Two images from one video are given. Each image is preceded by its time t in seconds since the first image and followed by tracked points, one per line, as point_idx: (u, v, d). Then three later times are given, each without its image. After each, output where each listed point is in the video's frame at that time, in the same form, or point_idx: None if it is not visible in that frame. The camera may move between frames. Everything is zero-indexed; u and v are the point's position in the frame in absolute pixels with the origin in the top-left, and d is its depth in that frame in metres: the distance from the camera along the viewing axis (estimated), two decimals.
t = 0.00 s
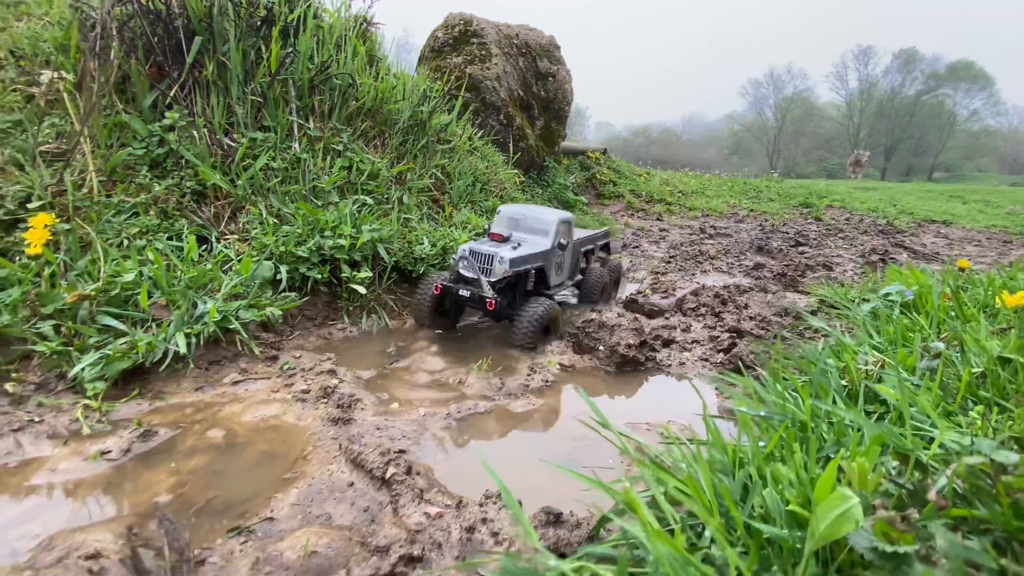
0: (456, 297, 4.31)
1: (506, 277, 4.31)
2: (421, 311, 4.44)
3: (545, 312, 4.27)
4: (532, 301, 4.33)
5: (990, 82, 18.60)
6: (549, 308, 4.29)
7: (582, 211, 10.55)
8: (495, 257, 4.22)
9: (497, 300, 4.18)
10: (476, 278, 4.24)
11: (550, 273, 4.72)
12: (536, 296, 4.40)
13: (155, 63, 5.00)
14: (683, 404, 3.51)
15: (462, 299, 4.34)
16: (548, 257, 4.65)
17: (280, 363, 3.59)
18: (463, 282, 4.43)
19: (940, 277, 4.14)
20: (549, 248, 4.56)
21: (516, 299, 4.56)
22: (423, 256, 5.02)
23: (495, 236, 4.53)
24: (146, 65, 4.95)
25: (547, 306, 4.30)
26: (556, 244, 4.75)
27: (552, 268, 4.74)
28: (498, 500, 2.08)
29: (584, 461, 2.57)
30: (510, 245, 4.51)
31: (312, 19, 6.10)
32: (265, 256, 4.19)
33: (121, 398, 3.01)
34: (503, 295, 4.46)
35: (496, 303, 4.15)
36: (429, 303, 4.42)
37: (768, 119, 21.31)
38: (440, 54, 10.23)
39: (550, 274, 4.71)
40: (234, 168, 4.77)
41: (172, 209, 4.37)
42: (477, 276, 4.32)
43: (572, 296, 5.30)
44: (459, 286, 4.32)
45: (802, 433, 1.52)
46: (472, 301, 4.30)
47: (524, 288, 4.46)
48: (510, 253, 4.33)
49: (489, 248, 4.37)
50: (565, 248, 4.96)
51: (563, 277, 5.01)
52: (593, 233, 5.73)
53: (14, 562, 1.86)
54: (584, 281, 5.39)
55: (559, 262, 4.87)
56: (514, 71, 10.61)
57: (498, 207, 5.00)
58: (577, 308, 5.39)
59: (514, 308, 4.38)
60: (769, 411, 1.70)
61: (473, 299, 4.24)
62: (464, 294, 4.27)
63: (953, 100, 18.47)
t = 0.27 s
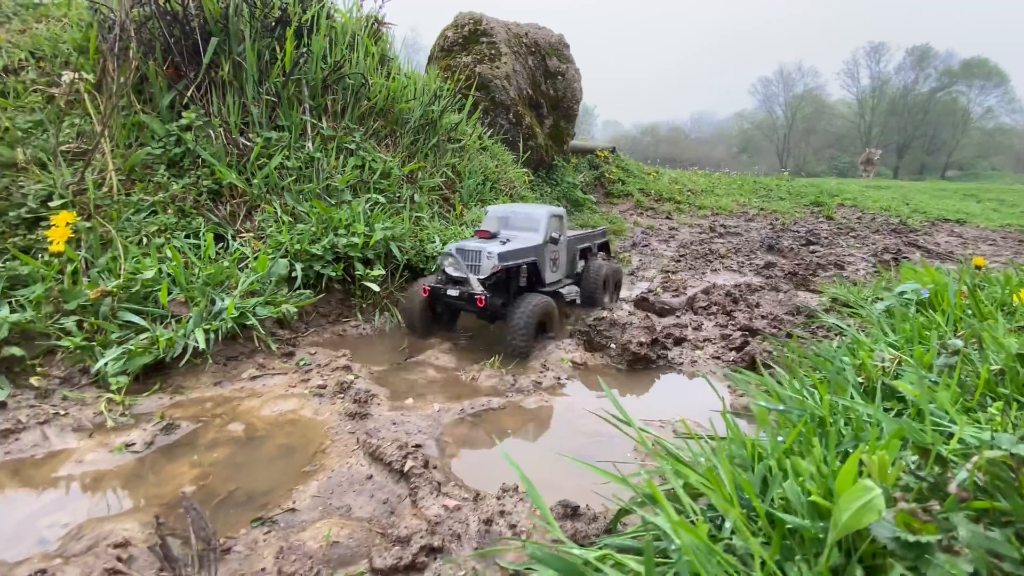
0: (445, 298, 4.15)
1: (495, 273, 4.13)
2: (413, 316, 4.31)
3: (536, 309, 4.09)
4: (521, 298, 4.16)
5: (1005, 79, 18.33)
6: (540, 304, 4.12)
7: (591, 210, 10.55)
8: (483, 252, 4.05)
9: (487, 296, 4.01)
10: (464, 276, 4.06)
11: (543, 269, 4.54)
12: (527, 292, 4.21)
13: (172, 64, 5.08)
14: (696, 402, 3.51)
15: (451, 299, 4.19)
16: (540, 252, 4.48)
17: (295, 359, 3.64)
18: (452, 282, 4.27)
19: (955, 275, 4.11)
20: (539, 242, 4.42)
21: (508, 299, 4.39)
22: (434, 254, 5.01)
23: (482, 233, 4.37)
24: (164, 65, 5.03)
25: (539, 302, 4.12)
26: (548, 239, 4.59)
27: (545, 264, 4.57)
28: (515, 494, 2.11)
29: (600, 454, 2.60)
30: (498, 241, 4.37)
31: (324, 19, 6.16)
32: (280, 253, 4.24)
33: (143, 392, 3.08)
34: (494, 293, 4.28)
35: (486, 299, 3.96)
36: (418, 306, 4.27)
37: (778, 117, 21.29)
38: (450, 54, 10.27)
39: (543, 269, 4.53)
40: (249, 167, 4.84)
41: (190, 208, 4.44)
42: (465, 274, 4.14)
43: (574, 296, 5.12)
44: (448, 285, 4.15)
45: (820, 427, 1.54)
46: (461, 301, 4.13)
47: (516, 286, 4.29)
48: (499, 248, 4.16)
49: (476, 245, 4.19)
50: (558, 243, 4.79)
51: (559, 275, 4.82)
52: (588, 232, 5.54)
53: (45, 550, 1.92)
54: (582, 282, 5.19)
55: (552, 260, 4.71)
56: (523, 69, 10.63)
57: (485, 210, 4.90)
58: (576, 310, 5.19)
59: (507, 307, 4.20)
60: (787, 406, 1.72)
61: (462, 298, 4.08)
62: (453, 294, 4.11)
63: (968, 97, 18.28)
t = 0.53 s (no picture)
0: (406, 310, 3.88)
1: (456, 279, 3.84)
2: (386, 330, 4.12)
3: (505, 309, 3.79)
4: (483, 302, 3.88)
5: None
6: (510, 304, 3.83)
7: (602, 208, 10.50)
8: (438, 258, 3.77)
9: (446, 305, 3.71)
10: (421, 285, 3.81)
11: (515, 273, 4.25)
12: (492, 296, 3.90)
13: (188, 62, 5.13)
14: (711, 401, 3.47)
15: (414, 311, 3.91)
16: (509, 253, 4.17)
17: (310, 355, 3.66)
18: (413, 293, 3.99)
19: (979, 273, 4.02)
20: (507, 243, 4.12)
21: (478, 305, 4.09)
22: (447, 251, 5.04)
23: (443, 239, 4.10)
24: (180, 64, 5.08)
25: (506, 305, 3.81)
26: (519, 239, 4.28)
27: (516, 265, 4.25)
28: (531, 491, 2.11)
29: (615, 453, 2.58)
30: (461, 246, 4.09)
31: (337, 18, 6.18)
32: (295, 250, 4.27)
33: (161, 386, 3.11)
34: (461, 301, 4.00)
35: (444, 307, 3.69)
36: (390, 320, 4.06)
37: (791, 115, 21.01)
38: (461, 52, 10.27)
39: (514, 271, 4.22)
40: (264, 165, 4.87)
41: (206, 205, 4.48)
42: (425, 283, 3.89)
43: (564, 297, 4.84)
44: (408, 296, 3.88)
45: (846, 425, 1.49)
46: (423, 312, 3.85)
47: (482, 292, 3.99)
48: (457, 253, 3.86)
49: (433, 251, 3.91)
50: (533, 243, 4.47)
51: (539, 277, 4.51)
52: (579, 230, 5.24)
53: (67, 540, 1.94)
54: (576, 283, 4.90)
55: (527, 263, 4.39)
56: (535, 67, 10.60)
57: (459, 217, 4.71)
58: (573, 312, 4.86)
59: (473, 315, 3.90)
60: (812, 403, 1.67)
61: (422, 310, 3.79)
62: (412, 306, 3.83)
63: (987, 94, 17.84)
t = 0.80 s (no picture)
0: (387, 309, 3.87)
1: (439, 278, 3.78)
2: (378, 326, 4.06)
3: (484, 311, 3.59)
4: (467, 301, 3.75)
5: None
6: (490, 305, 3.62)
7: (612, 206, 10.48)
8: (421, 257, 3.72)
9: (423, 305, 3.66)
10: (402, 284, 3.77)
11: (506, 273, 4.16)
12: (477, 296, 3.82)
13: (204, 60, 5.21)
14: (723, 395, 3.46)
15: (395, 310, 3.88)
16: (500, 253, 4.08)
17: (324, 347, 3.72)
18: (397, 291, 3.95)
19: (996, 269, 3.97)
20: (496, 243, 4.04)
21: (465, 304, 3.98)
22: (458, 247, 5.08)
23: (433, 236, 4.06)
24: (197, 61, 5.16)
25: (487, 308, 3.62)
26: (511, 239, 4.20)
27: (507, 266, 4.15)
28: (543, 478, 2.13)
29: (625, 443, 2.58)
30: (450, 244, 4.02)
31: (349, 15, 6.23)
32: (309, 245, 4.32)
33: (178, 376, 3.17)
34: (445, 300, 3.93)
35: (422, 307, 3.65)
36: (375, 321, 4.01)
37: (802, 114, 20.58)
38: (471, 50, 10.29)
39: (504, 272, 4.12)
40: (278, 161, 4.94)
41: (221, 200, 4.55)
42: (408, 281, 3.84)
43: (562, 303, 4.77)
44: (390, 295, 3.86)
45: (860, 409, 1.50)
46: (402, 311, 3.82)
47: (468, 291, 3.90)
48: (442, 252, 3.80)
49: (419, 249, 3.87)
50: (527, 243, 4.37)
51: (532, 279, 4.40)
52: (583, 228, 5.04)
53: (91, 521, 1.99)
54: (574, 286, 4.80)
55: (520, 263, 4.29)
56: (545, 64, 10.61)
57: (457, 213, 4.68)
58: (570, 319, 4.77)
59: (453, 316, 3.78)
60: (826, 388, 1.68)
61: (402, 309, 3.78)
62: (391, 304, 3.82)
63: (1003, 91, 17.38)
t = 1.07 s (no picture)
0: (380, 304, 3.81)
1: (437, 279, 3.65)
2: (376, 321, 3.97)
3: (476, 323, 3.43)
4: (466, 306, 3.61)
5: None
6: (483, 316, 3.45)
7: (624, 205, 10.46)
8: (420, 255, 3.58)
9: (416, 306, 3.57)
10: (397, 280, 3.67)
11: (510, 278, 3.98)
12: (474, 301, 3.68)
13: (227, 60, 5.31)
14: (741, 392, 3.47)
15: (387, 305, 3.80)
16: (504, 256, 3.91)
17: (345, 342, 3.78)
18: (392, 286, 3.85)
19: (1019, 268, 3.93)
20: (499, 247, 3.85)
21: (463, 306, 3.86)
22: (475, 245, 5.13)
23: (437, 231, 3.90)
24: (219, 62, 5.26)
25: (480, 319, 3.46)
26: (518, 242, 4.00)
27: (509, 271, 3.97)
28: (566, 470, 2.18)
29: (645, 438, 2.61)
30: (454, 243, 3.86)
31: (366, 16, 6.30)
32: (329, 242, 4.40)
33: (205, 369, 3.25)
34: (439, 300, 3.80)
35: (414, 309, 3.56)
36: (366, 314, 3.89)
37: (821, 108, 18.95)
38: (484, 50, 10.33)
39: (506, 277, 3.94)
40: (298, 159, 5.02)
41: (243, 198, 4.64)
42: (405, 278, 3.73)
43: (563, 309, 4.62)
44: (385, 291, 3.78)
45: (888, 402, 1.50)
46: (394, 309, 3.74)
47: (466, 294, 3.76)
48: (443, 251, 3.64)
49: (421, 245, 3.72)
50: (534, 247, 4.15)
51: (534, 285, 4.20)
52: (596, 234, 4.75)
53: (129, 505, 2.05)
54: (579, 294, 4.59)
55: (525, 267, 4.10)
56: (558, 63, 10.62)
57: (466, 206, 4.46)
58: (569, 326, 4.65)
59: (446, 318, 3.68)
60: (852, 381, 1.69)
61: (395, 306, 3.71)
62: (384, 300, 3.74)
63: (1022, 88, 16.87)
